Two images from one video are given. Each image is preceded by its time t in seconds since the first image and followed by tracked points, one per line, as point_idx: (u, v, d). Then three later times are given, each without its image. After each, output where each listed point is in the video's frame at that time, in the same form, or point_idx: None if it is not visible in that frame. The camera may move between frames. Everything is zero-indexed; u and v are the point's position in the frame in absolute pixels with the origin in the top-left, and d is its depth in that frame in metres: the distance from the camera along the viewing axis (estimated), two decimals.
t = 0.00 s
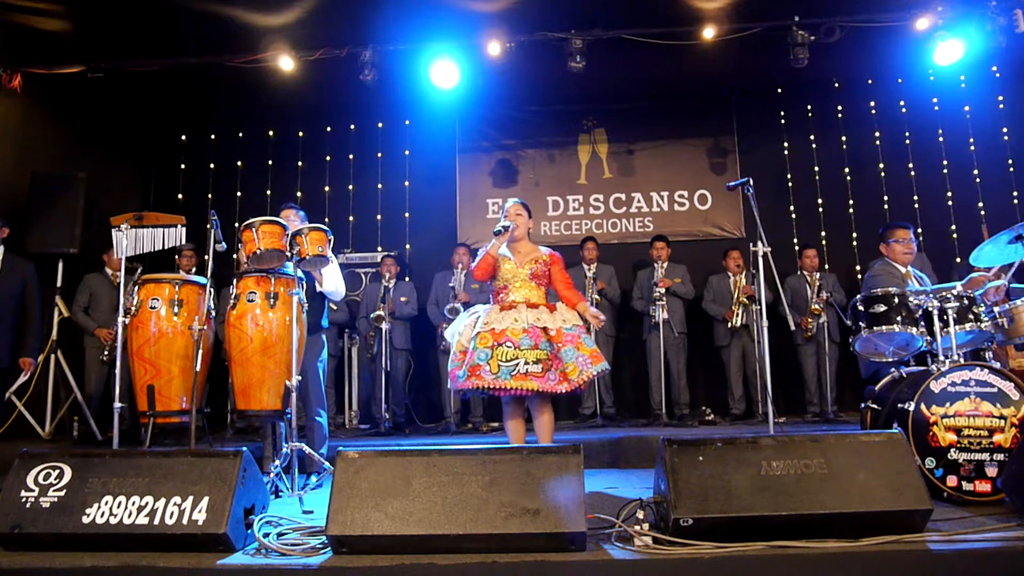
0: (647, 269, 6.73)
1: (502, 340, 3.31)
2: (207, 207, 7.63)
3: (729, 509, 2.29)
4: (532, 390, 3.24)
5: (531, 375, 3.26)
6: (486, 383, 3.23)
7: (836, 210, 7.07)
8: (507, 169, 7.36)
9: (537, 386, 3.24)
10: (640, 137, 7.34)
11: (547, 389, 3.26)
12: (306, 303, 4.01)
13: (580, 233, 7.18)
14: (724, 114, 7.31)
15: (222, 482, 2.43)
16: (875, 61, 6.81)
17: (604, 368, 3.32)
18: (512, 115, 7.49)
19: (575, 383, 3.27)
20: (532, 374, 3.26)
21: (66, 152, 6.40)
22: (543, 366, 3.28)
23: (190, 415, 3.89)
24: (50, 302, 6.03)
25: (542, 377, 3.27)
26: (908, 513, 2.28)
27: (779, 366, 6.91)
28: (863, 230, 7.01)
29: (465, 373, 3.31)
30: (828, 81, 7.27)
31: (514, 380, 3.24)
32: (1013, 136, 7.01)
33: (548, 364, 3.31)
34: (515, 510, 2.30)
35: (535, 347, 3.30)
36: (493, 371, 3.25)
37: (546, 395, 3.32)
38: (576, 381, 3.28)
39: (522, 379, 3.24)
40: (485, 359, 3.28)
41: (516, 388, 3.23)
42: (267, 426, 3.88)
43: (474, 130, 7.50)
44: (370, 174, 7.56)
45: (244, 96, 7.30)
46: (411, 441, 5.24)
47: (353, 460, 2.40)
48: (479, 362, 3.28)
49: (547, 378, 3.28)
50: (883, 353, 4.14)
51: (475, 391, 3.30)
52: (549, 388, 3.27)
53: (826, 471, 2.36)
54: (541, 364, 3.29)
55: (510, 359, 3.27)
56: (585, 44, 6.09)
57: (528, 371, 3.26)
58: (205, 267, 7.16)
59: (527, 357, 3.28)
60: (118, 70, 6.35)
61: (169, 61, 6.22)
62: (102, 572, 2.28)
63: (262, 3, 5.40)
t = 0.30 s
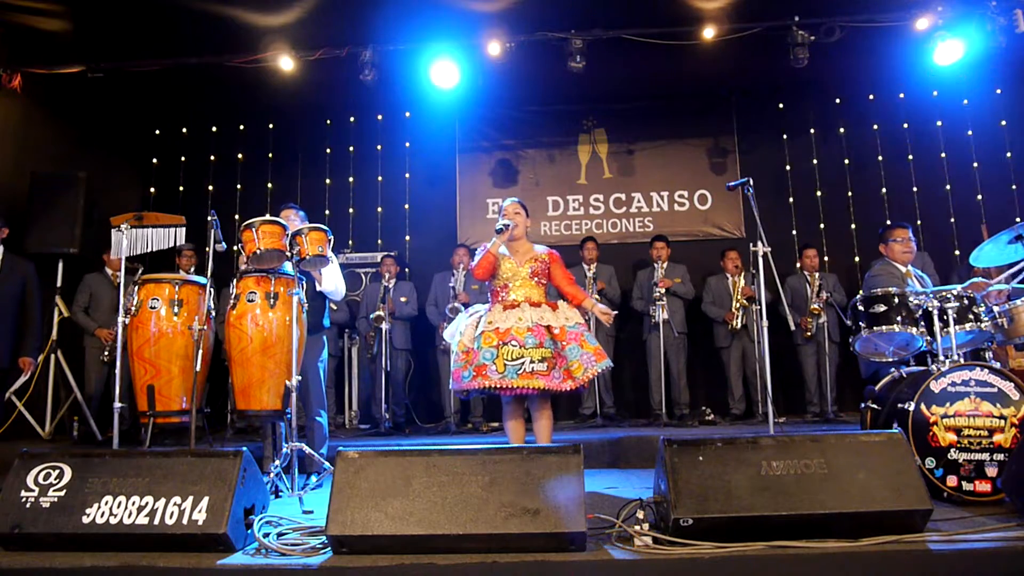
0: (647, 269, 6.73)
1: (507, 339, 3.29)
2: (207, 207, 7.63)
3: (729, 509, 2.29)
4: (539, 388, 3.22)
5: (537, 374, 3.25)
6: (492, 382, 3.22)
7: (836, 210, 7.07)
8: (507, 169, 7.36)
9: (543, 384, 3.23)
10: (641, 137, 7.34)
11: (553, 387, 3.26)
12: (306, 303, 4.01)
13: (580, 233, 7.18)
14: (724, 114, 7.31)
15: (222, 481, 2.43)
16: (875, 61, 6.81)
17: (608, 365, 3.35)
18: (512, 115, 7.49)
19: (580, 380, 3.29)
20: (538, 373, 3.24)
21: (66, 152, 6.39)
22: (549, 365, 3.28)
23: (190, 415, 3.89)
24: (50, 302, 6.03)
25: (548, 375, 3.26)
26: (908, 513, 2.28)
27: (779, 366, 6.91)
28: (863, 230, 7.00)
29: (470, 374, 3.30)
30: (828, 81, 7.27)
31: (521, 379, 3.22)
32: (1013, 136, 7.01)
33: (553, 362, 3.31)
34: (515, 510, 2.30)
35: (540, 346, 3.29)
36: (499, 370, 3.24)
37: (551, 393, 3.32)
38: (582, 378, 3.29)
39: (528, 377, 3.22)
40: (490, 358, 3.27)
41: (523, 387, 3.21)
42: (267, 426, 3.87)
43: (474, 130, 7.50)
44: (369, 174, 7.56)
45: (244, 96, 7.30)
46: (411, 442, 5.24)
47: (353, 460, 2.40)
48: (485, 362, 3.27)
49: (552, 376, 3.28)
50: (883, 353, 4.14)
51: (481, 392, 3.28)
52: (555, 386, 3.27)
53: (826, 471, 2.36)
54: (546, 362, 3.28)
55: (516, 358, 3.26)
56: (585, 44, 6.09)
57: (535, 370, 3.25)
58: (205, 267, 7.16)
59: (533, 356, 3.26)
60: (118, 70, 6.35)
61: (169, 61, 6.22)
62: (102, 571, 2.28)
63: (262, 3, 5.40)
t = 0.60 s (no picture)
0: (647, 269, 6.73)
1: (500, 340, 3.30)
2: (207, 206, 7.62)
3: (729, 509, 2.29)
4: (528, 392, 3.22)
5: (528, 376, 3.25)
6: (482, 383, 3.21)
7: (836, 210, 7.07)
8: (507, 169, 7.36)
9: (533, 387, 3.23)
10: (641, 137, 7.34)
11: (544, 390, 3.24)
12: (306, 302, 4.01)
13: (580, 233, 7.18)
14: (724, 114, 7.31)
15: (222, 482, 2.43)
16: (875, 61, 6.81)
17: (601, 371, 3.30)
18: (512, 115, 7.49)
19: (571, 385, 3.26)
20: (528, 376, 3.24)
21: (66, 152, 6.39)
22: (540, 368, 3.27)
23: (190, 415, 3.89)
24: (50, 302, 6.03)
25: (539, 378, 3.25)
26: (908, 512, 2.28)
27: (780, 366, 6.91)
28: (863, 230, 7.00)
29: (462, 373, 3.30)
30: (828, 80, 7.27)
31: (511, 381, 3.22)
32: (1014, 136, 7.00)
33: (545, 365, 3.30)
34: (515, 510, 2.30)
35: (532, 349, 3.29)
36: (489, 371, 3.24)
37: (542, 397, 3.31)
38: (573, 383, 3.27)
39: (519, 380, 3.22)
40: (482, 359, 3.27)
41: (512, 389, 3.21)
42: (267, 426, 3.88)
43: (474, 130, 7.50)
44: (369, 173, 7.56)
45: (244, 96, 7.30)
46: (411, 441, 5.24)
47: (354, 461, 2.40)
48: (476, 362, 3.26)
49: (544, 380, 3.27)
50: (883, 353, 4.15)
51: (471, 392, 3.27)
52: (545, 390, 3.25)
53: (827, 471, 2.36)
54: (538, 365, 3.28)
55: (507, 360, 3.26)
56: (585, 44, 6.09)
57: (525, 372, 3.25)
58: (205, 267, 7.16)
59: (525, 358, 3.27)
60: (118, 70, 6.34)
61: (169, 61, 6.22)
62: (102, 572, 2.28)
63: (262, 3, 5.40)
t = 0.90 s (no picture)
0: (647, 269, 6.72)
1: (492, 337, 3.31)
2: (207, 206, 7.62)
3: (729, 509, 2.29)
4: (520, 387, 3.21)
5: (520, 372, 3.24)
6: (475, 380, 3.24)
7: (836, 210, 7.07)
8: (508, 169, 7.36)
9: (526, 382, 3.22)
10: (641, 137, 7.34)
11: (537, 385, 3.22)
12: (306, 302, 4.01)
13: (580, 233, 7.18)
14: (724, 114, 7.31)
15: (222, 481, 2.43)
16: (875, 61, 6.81)
17: (595, 364, 3.24)
18: (512, 115, 7.49)
19: (565, 379, 3.21)
20: (521, 371, 3.23)
21: (66, 152, 6.39)
22: (533, 363, 3.24)
23: (190, 415, 3.89)
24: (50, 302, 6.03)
25: (532, 373, 3.24)
26: (908, 513, 2.28)
27: (780, 366, 6.91)
28: (863, 230, 7.00)
29: (458, 372, 3.34)
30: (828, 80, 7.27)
31: (503, 376, 3.22)
32: (1013, 136, 7.01)
33: (539, 361, 3.26)
34: (515, 510, 2.30)
35: (525, 344, 3.27)
36: (482, 368, 3.26)
37: (539, 392, 3.28)
38: (566, 377, 3.21)
39: (511, 375, 3.22)
40: (475, 356, 3.30)
41: (504, 384, 3.21)
42: (266, 426, 3.87)
43: (474, 129, 7.50)
44: (369, 173, 7.57)
45: (244, 95, 7.30)
46: (411, 442, 5.24)
47: (354, 461, 2.40)
48: (470, 359, 3.31)
49: (537, 375, 3.24)
50: (883, 353, 4.15)
51: (468, 390, 3.31)
52: (539, 384, 3.22)
53: (827, 471, 2.36)
54: (531, 360, 3.25)
55: (499, 356, 3.26)
56: (585, 44, 6.08)
57: (518, 368, 3.24)
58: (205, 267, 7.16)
59: (517, 354, 3.26)
60: (117, 70, 6.34)
61: (168, 61, 6.21)
62: (102, 571, 2.28)
63: (262, 3, 5.40)
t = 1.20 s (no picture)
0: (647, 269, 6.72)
1: (496, 339, 3.34)
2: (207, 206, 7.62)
3: (729, 509, 2.29)
4: (524, 388, 3.20)
5: (524, 373, 3.24)
6: (480, 383, 3.27)
7: (837, 209, 7.06)
8: (508, 169, 7.36)
9: (530, 383, 3.21)
10: (641, 137, 7.34)
11: (541, 385, 3.20)
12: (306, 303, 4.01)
13: (580, 233, 7.17)
14: (724, 114, 7.31)
15: (222, 481, 2.43)
16: (875, 60, 6.81)
17: (597, 361, 3.24)
18: (512, 115, 7.49)
19: (568, 378, 3.20)
20: (524, 372, 3.23)
21: (66, 152, 6.39)
22: (536, 363, 3.24)
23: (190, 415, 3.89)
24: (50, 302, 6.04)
25: (535, 373, 3.23)
26: (908, 513, 2.28)
27: (780, 366, 6.90)
28: (863, 230, 7.00)
29: (466, 375, 3.38)
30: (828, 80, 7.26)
31: (507, 378, 3.23)
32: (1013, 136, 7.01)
33: (542, 361, 3.25)
34: (515, 510, 2.30)
35: (527, 345, 3.28)
36: (486, 371, 3.29)
37: (545, 392, 3.27)
38: (569, 376, 3.20)
39: (514, 377, 3.23)
40: (480, 359, 3.33)
41: (509, 386, 3.22)
42: (266, 426, 3.87)
43: (474, 129, 7.50)
44: (369, 172, 7.57)
45: (244, 95, 7.30)
46: (411, 442, 5.24)
47: (354, 461, 2.40)
48: (476, 362, 3.34)
49: (541, 375, 3.23)
50: (883, 353, 4.15)
51: (477, 393, 3.34)
52: (543, 384, 3.20)
53: (827, 471, 2.36)
54: (534, 360, 3.25)
55: (503, 358, 3.28)
56: (585, 44, 6.08)
57: (521, 369, 3.24)
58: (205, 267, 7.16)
59: (520, 355, 3.27)
60: (118, 70, 6.35)
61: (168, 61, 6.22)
62: (102, 571, 2.28)
63: (262, 3, 5.40)
